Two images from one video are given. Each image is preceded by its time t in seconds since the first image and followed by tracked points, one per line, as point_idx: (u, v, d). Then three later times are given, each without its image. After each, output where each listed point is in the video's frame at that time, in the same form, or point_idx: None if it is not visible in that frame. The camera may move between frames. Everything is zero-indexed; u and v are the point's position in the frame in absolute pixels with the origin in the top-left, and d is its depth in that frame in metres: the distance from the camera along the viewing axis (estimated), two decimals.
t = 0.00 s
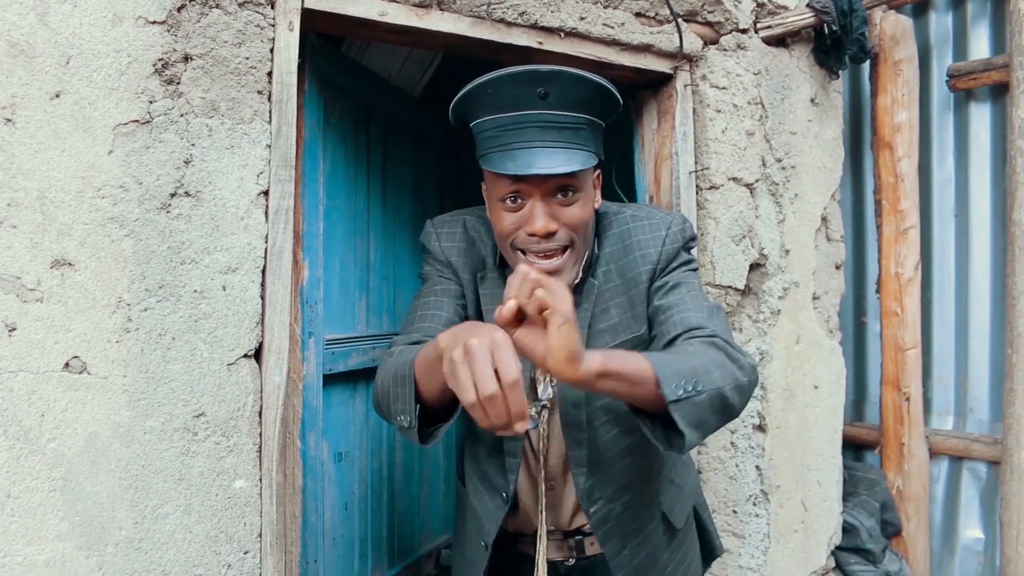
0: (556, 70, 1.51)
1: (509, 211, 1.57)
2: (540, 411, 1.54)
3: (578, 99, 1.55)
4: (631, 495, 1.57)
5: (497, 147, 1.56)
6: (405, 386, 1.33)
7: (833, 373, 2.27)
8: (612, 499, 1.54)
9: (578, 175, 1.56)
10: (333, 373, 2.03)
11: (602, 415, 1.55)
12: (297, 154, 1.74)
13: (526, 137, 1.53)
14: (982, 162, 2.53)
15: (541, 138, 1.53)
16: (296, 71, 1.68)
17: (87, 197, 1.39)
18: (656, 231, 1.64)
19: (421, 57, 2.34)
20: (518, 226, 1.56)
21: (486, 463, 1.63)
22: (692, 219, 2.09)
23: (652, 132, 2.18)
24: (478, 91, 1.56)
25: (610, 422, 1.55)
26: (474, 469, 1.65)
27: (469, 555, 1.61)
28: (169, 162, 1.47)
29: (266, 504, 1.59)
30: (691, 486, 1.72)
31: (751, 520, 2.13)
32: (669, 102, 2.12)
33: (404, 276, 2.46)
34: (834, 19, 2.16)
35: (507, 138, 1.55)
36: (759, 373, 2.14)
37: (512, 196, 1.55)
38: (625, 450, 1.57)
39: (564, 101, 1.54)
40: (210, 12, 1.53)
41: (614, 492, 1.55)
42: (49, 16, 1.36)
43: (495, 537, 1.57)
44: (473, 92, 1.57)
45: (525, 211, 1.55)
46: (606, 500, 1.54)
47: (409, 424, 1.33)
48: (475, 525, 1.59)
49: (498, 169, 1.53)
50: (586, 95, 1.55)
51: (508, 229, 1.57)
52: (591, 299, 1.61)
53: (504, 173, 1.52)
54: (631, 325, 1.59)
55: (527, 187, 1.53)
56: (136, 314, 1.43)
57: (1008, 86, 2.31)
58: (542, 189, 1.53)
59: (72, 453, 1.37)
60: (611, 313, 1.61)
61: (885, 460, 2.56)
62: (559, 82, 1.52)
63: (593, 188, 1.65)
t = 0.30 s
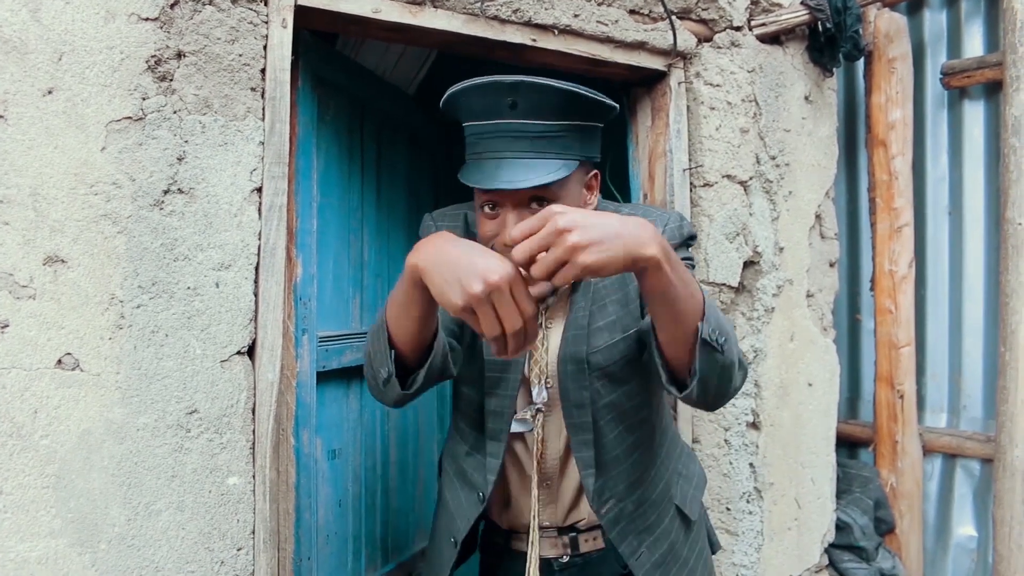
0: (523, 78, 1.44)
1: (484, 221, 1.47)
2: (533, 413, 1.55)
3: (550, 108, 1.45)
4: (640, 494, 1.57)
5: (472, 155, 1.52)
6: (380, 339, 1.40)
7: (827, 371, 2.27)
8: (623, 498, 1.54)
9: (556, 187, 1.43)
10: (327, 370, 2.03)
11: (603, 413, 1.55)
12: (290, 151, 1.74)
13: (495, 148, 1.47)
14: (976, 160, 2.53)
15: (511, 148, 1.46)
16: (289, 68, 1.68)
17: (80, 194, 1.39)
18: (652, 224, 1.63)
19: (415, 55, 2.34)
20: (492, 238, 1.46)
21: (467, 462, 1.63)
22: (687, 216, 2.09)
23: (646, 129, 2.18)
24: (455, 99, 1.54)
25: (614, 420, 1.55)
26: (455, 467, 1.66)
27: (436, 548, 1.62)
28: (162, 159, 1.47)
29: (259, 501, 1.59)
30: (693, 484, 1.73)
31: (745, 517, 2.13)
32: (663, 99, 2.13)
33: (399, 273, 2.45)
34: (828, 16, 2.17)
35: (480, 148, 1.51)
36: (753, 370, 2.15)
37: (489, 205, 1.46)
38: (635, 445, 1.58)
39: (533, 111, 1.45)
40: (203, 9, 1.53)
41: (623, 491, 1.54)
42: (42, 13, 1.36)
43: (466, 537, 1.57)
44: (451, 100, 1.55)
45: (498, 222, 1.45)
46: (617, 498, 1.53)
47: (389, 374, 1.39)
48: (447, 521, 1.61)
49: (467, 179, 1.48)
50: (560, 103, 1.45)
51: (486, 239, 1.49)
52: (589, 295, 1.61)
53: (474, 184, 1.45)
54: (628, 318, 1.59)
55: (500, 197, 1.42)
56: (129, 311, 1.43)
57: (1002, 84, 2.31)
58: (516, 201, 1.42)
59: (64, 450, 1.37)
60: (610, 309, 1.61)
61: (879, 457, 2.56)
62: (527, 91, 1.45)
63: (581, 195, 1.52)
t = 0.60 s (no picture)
0: (551, 70, 1.51)
1: (500, 212, 1.58)
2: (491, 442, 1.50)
3: (573, 99, 1.54)
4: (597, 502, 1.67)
5: (493, 146, 1.58)
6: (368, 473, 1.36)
7: (826, 368, 2.27)
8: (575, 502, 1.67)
9: (571, 178, 1.55)
10: (326, 366, 2.03)
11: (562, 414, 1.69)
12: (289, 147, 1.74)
13: (520, 138, 1.54)
14: (975, 157, 2.53)
15: (537, 138, 1.53)
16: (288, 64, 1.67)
17: (79, 190, 1.39)
18: (651, 254, 1.67)
19: (414, 50, 2.34)
20: (510, 228, 1.57)
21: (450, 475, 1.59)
22: (686, 213, 2.09)
23: (645, 126, 2.18)
24: (473, 91, 1.60)
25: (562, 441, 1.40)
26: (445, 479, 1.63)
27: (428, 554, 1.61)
28: (161, 155, 1.47)
29: (258, 497, 1.59)
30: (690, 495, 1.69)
31: (744, 514, 2.13)
32: (662, 96, 2.12)
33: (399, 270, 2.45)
34: (827, 14, 2.16)
35: (502, 138, 1.56)
36: (752, 367, 2.15)
37: (504, 197, 1.57)
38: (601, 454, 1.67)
39: (558, 104, 1.53)
40: (201, 5, 1.53)
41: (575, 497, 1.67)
42: (40, 9, 1.36)
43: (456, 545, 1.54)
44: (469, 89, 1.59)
45: (515, 212, 1.56)
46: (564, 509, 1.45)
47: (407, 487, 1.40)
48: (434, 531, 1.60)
49: (489, 169, 1.55)
50: (582, 96, 1.55)
51: (502, 229, 1.58)
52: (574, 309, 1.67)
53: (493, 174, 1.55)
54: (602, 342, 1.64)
55: (517, 188, 1.54)
56: (128, 307, 1.43)
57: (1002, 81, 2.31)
58: (533, 192, 1.54)
59: (64, 446, 1.37)
60: (589, 327, 1.66)
61: (878, 455, 2.56)
62: (553, 84, 1.52)
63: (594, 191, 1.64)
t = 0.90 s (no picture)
0: (558, 74, 1.52)
1: (509, 221, 1.55)
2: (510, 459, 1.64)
3: (582, 104, 1.55)
4: (606, 514, 1.74)
5: (498, 154, 1.57)
6: None
7: (831, 367, 2.27)
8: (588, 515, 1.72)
9: (583, 186, 1.55)
10: (331, 363, 2.03)
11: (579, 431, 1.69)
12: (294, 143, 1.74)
13: (529, 144, 1.53)
14: (981, 156, 2.53)
15: (545, 144, 1.53)
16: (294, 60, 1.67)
17: (85, 185, 1.39)
18: (672, 271, 1.66)
19: (419, 47, 2.34)
20: (521, 238, 1.54)
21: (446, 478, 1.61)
22: (691, 211, 2.09)
23: (650, 124, 2.17)
24: (478, 99, 1.57)
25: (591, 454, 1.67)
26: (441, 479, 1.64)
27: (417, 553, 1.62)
28: (167, 151, 1.47)
29: (262, 493, 1.59)
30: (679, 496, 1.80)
31: (747, 513, 2.14)
32: (668, 94, 2.12)
33: (403, 267, 2.45)
34: (835, 12, 2.16)
35: (509, 145, 1.55)
36: (756, 366, 2.15)
37: (514, 206, 1.54)
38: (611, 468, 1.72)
39: (567, 109, 1.54)
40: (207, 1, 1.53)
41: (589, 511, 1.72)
42: (47, 4, 1.36)
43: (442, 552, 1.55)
44: (474, 97, 1.58)
45: (527, 222, 1.54)
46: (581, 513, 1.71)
47: None
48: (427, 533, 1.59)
49: (498, 178, 1.53)
50: (591, 100, 1.56)
51: (512, 239, 1.56)
52: (593, 325, 1.65)
53: (505, 182, 1.52)
54: (625, 363, 1.64)
55: (529, 196, 1.52)
56: (133, 303, 1.43)
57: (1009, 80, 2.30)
58: (545, 200, 1.52)
59: (68, 441, 1.37)
60: (610, 349, 1.66)
61: (881, 455, 2.56)
62: (561, 89, 1.53)
63: (600, 198, 1.63)
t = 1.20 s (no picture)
0: (559, 74, 1.52)
1: (509, 221, 1.55)
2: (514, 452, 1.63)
3: (582, 104, 1.54)
4: (609, 512, 1.73)
5: (498, 153, 1.56)
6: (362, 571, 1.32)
7: (831, 366, 2.26)
8: (591, 513, 1.71)
9: (583, 186, 1.54)
10: (331, 361, 2.03)
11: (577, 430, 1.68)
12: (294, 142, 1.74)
13: (529, 144, 1.53)
14: (982, 155, 2.52)
15: (545, 144, 1.53)
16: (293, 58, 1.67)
17: (83, 183, 1.39)
18: (670, 268, 1.66)
19: (419, 45, 2.33)
20: (521, 237, 1.54)
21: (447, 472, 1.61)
22: (691, 210, 2.08)
23: (651, 122, 2.17)
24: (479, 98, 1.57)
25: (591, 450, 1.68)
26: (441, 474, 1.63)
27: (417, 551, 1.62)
28: (166, 149, 1.47)
29: (262, 491, 1.58)
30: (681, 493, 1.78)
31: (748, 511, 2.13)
32: (668, 92, 2.11)
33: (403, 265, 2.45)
34: (836, 10, 2.15)
35: (509, 145, 1.55)
36: (756, 364, 2.15)
37: (514, 205, 1.54)
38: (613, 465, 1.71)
39: (567, 109, 1.53)
40: None
41: (591, 509, 1.71)
42: (45, 2, 1.36)
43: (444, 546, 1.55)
44: (475, 96, 1.58)
45: (526, 221, 1.54)
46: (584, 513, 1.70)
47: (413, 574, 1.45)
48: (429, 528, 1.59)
49: (498, 177, 1.53)
50: (592, 100, 1.55)
51: (512, 239, 1.56)
52: (591, 323, 1.65)
53: (505, 182, 1.51)
54: (624, 360, 1.64)
55: (529, 195, 1.52)
56: (132, 301, 1.43)
57: (1010, 78, 2.29)
58: (545, 199, 1.52)
59: (67, 440, 1.37)
60: (609, 346, 1.66)
61: (882, 453, 2.56)
62: (562, 88, 1.53)
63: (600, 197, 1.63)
